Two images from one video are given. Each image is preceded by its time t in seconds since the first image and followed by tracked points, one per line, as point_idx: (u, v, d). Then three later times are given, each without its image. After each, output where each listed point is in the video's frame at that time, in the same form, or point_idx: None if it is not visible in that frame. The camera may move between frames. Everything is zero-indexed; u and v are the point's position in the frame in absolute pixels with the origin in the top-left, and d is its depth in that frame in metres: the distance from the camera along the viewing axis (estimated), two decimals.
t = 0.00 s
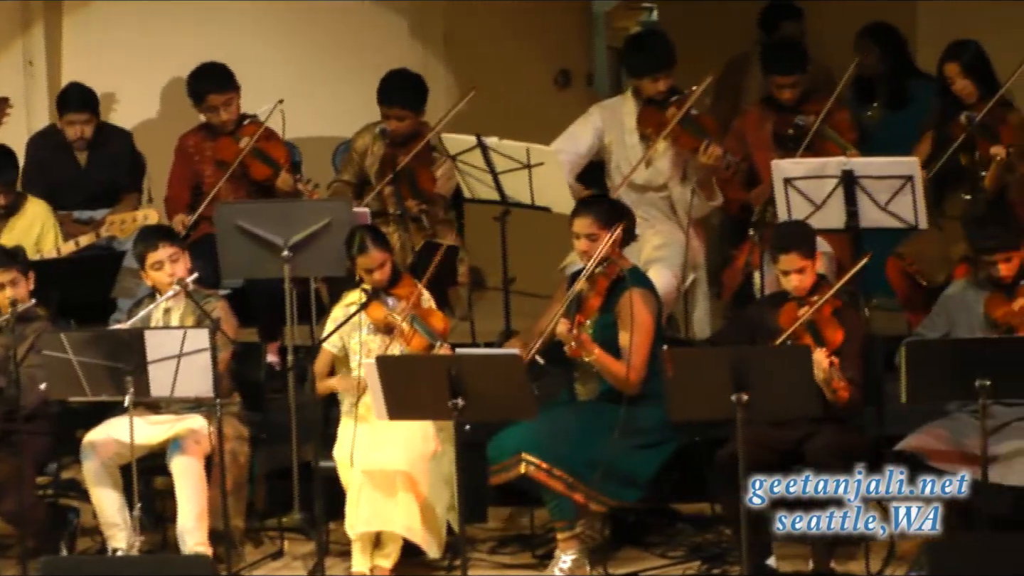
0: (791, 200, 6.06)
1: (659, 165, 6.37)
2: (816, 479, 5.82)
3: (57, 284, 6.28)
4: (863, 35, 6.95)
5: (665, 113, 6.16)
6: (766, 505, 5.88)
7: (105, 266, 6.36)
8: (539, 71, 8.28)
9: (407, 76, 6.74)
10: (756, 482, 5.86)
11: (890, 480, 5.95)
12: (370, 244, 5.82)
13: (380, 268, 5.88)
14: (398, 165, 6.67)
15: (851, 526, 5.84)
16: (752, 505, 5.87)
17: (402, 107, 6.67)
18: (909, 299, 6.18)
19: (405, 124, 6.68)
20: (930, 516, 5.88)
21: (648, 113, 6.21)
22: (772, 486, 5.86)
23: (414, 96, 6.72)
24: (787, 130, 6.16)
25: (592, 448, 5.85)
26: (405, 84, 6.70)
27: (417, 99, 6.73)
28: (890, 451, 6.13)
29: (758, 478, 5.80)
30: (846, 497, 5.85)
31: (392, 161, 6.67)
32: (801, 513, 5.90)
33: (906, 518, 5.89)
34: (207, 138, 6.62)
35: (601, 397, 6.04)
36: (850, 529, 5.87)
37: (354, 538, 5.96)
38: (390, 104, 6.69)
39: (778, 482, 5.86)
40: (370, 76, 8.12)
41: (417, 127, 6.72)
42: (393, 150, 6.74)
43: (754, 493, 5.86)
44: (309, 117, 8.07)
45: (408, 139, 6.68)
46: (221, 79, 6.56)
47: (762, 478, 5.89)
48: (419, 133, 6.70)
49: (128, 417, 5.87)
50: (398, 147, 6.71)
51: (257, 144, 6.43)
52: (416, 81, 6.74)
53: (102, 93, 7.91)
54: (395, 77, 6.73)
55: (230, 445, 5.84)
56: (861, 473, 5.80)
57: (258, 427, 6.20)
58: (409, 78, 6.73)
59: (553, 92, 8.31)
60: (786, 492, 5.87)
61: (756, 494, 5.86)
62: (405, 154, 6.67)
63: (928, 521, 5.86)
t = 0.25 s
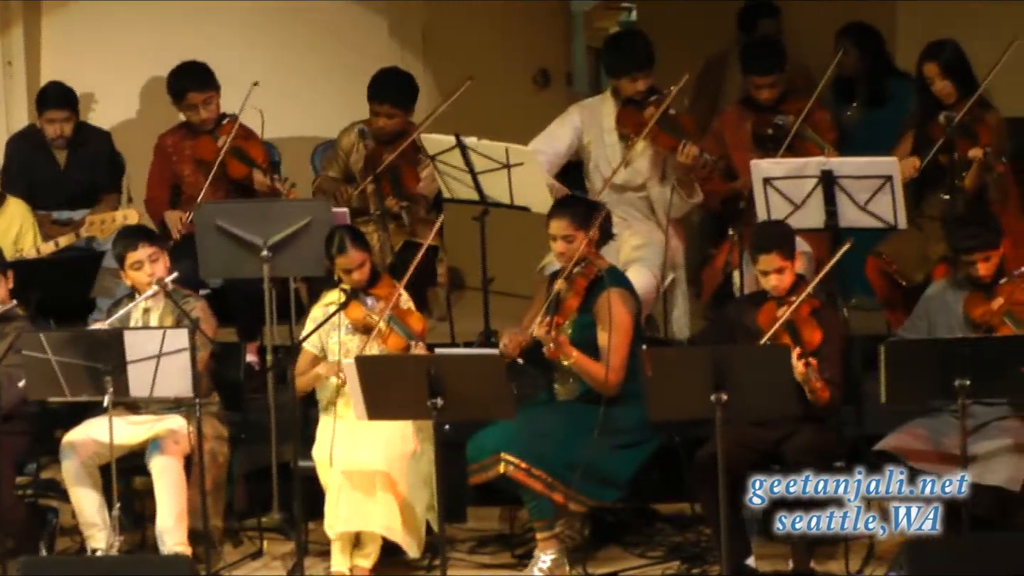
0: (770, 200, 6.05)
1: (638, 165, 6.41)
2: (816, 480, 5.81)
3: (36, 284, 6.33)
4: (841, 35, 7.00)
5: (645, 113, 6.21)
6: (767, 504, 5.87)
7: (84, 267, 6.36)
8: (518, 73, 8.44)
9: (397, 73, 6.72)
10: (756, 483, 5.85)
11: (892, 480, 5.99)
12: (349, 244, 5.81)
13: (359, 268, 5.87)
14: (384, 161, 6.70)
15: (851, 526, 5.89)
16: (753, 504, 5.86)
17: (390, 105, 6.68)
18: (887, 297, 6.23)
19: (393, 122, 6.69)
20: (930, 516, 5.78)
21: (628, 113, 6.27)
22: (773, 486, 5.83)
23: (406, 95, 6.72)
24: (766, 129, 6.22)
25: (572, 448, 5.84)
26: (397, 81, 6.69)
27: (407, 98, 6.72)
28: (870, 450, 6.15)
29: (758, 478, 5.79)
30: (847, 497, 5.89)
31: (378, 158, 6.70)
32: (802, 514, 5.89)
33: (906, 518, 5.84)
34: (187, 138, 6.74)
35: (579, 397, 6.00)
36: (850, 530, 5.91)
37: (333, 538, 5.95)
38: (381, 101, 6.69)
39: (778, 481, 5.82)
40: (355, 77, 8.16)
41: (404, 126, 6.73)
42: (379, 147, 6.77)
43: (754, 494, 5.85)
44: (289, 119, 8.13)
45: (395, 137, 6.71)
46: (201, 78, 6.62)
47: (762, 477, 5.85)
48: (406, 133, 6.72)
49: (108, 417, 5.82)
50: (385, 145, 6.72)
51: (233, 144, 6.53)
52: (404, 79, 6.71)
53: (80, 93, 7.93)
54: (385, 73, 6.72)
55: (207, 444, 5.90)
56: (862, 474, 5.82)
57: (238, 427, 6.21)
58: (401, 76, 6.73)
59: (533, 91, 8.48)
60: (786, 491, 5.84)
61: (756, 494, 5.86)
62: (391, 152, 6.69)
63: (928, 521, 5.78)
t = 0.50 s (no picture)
0: (752, 199, 6.05)
1: (619, 164, 6.48)
2: (816, 480, 5.76)
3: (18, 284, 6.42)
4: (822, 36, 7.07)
5: (625, 112, 6.29)
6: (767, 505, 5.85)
7: (63, 266, 6.47)
8: (499, 72, 8.54)
9: (387, 72, 6.72)
10: (756, 483, 5.81)
11: (891, 479, 5.86)
12: (333, 241, 5.76)
13: (343, 266, 5.81)
14: (372, 159, 6.76)
15: (851, 525, 5.85)
16: (753, 504, 5.84)
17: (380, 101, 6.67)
18: (870, 296, 6.26)
19: (383, 120, 6.72)
20: (930, 516, 5.72)
21: (608, 112, 6.34)
22: (773, 486, 5.79)
23: (394, 92, 6.70)
24: (749, 129, 6.25)
25: (555, 448, 5.83)
26: (386, 79, 6.70)
27: (397, 97, 6.73)
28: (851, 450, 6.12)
29: (758, 478, 5.77)
30: (847, 496, 5.86)
31: (366, 154, 6.77)
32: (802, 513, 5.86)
33: (906, 518, 5.76)
34: (170, 136, 6.80)
35: (562, 397, 5.99)
36: (849, 529, 5.87)
37: (316, 538, 5.94)
38: (370, 98, 6.69)
39: (778, 482, 5.78)
40: (347, 75, 8.23)
41: (392, 124, 6.77)
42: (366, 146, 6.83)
43: (753, 494, 5.83)
44: (269, 117, 8.15)
45: (384, 135, 6.77)
46: (185, 78, 6.67)
47: (762, 478, 5.81)
48: (395, 131, 6.78)
49: (91, 417, 5.77)
50: (373, 143, 6.78)
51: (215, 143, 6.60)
52: (392, 76, 6.71)
53: (63, 92, 7.91)
54: (375, 71, 6.71)
55: (190, 444, 5.90)
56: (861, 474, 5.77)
57: (220, 426, 6.21)
58: (391, 75, 6.72)
59: (513, 89, 8.58)
60: (786, 491, 5.80)
61: (756, 494, 5.84)
62: (378, 149, 6.77)
63: (928, 521, 5.72)
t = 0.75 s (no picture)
0: (749, 200, 6.05)
1: (616, 164, 6.50)
2: (815, 480, 5.77)
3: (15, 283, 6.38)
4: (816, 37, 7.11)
5: (621, 112, 6.32)
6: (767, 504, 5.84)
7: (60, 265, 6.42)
8: (497, 72, 8.49)
9: (381, 73, 6.83)
10: (756, 483, 5.80)
11: (891, 480, 5.84)
12: (329, 243, 5.79)
13: (339, 268, 5.86)
14: (368, 159, 6.76)
15: (851, 526, 5.88)
16: (753, 504, 5.84)
17: (375, 102, 6.77)
18: (867, 296, 6.27)
19: (377, 120, 6.79)
20: (930, 516, 5.73)
21: (604, 112, 6.36)
22: (773, 486, 5.78)
23: (389, 92, 6.81)
24: (745, 129, 6.28)
25: (553, 449, 5.82)
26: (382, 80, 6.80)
27: (391, 96, 6.81)
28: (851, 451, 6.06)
29: (757, 478, 5.77)
30: (847, 497, 5.89)
31: (362, 154, 6.78)
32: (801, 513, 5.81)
33: (906, 518, 5.78)
34: (166, 137, 6.82)
35: (558, 397, 5.99)
36: (849, 529, 5.90)
37: (313, 538, 5.94)
38: (364, 98, 6.78)
39: (778, 481, 5.77)
40: (345, 74, 8.24)
41: (386, 124, 6.84)
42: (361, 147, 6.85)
43: (753, 494, 5.82)
44: (269, 117, 8.17)
45: (379, 135, 6.81)
46: (182, 78, 6.69)
47: (762, 477, 5.80)
48: (390, 131, 6.82)
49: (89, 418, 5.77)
50: (368, 144, 6.80)
51: (214, 142, 6.62)
52: (388, 79, 6.82)
53: (59, 92, 7.94)
54: (369, 72, 6.80)
55: (188, 444, 5.87)
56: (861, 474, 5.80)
57: (217, 427, 6.21)
58: (385, 76, 6.82)
59: (511, 90, 8.52)
60: (786, 491, 5.79)
61: (756, 494, 5.83)
62: (374, 149, 6.78)
63: (927, 521, 5.74)
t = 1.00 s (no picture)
0: (744, 200, 6.04)
1: (611, 164, 6.51)
2: (816, 479, 5.71)
3: (9, 284, 6.36)
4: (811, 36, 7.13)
5: (615, 112, 6.30)
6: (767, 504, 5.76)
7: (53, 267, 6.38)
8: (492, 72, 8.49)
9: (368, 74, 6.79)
10: (755, 483, 5.73)
11: (891, 480, 5.79)
12: (323, 244, 5.80)
13: (334, 268, 5.84)
14: (356, 161, 6.78)
15: (851, 526, 5.82)
16: (752, 505, 5.76)
17: (359, 104, 6.76)
18: (863, 296, 6.27)
19: (364, 121, 6.78)
20: (930, 516, 5.68)
21: (599, 112, 6.34)
22: (773, 486, 5.71)
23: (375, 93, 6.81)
24: (741, 129, 6.28)
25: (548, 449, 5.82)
26: (363, 80, 6.76)
27: (374, 97, 6.79)
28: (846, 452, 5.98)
29: (757, 477, 5.69)
30: (847, 497, 5.84)
31: (350, 157, 6.78)
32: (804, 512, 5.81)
33: (906, 518, 5.72)
34: (162, 135, 6.82)
35: (554, 396, 5.99)
36: (849, 529, 5.86)
37: (308, 537, 5.93)
38: (347, 100, 6.76)
39: (778, 481, 5.71)
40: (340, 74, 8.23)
41: (375, 124, 6.84)
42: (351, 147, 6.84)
43: (753, 494, 5.75)
44: (265, 117, 8.17)
45: (368, 136, 6.81)
46: (177, 78, 6.68)
47: (761, 477, 5.73)
48: (380, 131, 6.83)
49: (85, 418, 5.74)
50: (356, 144, 6.81)
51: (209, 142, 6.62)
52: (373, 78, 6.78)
53: (54, 92, 7.96)
54: (354, 74, 6.78)
55: (182, 444, 5.86)
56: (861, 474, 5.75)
57: (212, 427, 6.21)
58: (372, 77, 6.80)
59: (506, 90, 8.51)
60: (786, 491, 5.73)
61: (755, 494, 5.75)
62: (362, 150, 6.79)
63: (928, 521, 5.68)
